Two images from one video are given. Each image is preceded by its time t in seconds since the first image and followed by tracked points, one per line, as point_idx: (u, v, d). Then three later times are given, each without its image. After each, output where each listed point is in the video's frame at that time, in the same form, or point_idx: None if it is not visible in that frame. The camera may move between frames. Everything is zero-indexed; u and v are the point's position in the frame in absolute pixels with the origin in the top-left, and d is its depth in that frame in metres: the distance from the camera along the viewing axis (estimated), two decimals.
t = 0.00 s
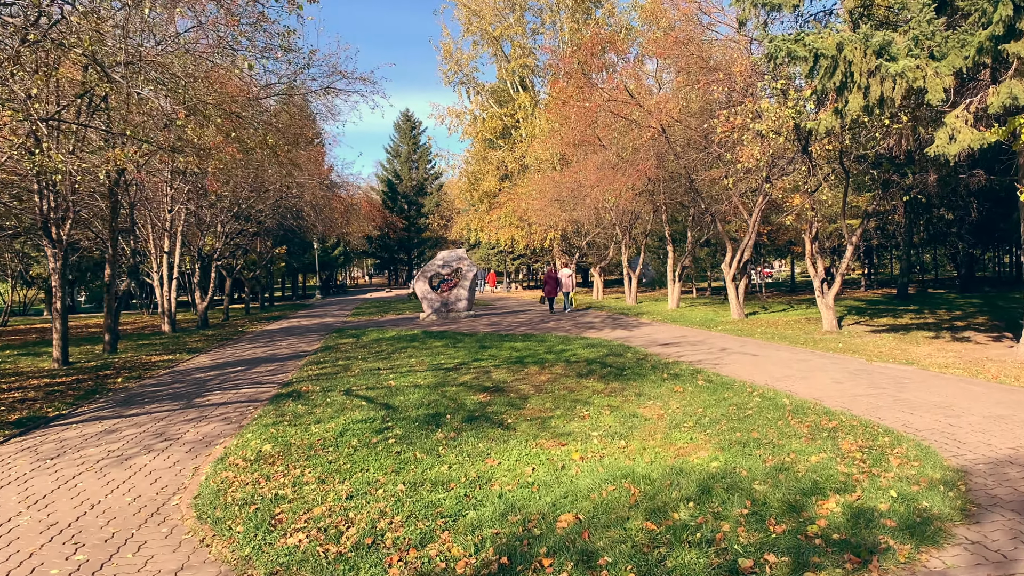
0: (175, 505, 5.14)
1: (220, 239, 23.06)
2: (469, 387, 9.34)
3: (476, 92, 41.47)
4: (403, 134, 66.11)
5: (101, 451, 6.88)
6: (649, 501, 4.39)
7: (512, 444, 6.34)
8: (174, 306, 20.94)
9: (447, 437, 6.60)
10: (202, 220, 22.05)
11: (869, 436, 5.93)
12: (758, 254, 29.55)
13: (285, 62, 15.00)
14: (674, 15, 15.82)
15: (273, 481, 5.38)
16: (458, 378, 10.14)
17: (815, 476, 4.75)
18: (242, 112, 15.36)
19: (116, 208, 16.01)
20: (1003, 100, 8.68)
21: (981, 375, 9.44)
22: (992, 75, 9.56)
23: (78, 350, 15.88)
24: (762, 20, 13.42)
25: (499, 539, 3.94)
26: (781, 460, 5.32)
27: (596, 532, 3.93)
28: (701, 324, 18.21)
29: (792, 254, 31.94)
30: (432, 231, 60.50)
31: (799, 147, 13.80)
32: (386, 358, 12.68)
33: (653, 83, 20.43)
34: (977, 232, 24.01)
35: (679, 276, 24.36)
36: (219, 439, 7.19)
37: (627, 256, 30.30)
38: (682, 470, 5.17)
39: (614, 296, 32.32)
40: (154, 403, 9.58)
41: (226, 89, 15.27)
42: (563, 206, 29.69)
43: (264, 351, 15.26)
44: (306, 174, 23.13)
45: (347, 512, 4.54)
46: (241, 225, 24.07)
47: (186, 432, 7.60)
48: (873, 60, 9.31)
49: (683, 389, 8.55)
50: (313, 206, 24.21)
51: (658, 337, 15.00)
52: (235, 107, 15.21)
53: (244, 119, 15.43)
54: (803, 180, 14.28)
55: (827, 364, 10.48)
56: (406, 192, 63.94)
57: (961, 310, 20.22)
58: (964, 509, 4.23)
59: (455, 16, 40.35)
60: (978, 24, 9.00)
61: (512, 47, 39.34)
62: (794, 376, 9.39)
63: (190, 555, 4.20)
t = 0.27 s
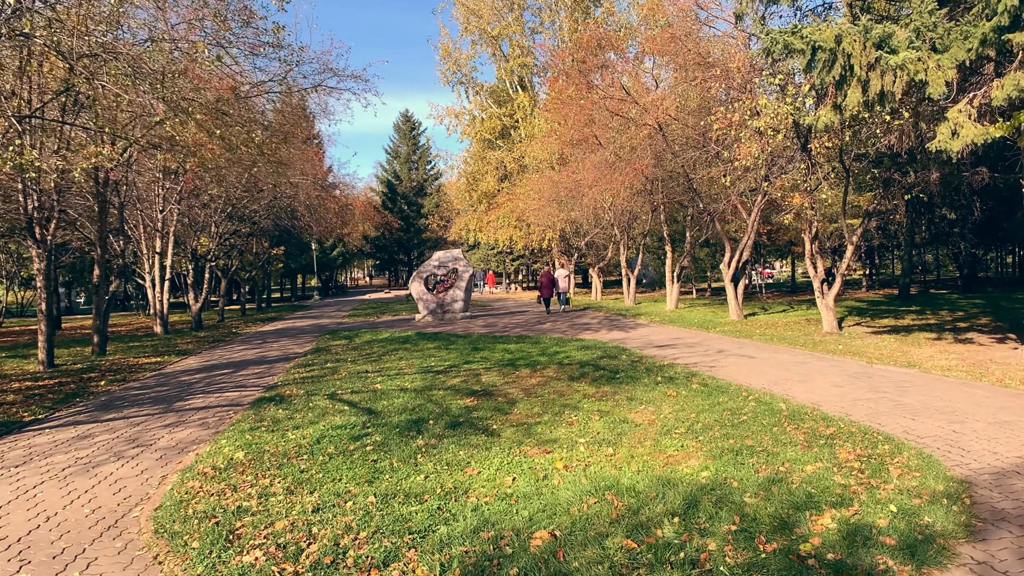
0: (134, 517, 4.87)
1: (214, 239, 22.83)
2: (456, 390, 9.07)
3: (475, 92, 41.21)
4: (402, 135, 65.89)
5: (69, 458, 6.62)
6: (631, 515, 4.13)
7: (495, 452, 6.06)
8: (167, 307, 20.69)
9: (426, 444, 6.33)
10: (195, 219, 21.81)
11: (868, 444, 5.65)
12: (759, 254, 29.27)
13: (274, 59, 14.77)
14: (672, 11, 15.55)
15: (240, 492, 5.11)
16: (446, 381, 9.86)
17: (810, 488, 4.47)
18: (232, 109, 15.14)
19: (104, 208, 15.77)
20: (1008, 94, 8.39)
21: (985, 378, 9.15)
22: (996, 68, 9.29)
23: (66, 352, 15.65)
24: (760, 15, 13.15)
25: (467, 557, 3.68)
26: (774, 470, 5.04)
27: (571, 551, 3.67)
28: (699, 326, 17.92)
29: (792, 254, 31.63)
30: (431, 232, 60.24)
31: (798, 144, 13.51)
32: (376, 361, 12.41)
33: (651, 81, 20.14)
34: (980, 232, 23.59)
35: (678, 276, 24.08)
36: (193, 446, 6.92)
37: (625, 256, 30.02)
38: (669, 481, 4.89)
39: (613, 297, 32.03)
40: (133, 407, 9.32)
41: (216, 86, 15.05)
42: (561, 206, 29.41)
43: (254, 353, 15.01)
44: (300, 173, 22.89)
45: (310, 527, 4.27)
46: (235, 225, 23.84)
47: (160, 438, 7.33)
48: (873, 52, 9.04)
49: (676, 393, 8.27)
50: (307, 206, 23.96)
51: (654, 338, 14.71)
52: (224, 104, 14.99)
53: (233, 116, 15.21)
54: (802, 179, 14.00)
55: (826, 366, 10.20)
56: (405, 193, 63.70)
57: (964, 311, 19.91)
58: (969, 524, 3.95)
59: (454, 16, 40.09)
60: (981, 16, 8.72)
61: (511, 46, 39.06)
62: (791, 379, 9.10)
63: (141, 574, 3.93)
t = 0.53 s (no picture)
0: (84, 535, 4.60)
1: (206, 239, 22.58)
2: (441, 396, 8.79)
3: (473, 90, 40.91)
4: (402, 134, 65.66)
5: (31, 468, 6.35)
6: (606, 538, 3.86)
7: (473, 463, 5.79)
8: (158, 308, 20.44)
9: (403, 455, 6.06)
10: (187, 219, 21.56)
11: (864, 455, 5.37)
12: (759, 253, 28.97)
13: (262, 55, 14.53)
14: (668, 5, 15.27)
15: (199, 508, 4.86)
16: (433, 385, 9.59)
17: (800, 506, 4.18)
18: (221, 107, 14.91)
19: (90, 207, 15.52)
20: (1012, 87, 8.09)
21: (988, 382, 8.85)
22: (999, 62, 8.99)
23: (53, 354, 15.41)
24: (756, 8, 12.88)
25: None
26: (765, 485, 4.76)
27: None
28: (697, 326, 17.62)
29: (793, 254, 31.30)
30: (431, 231, 59.97)
31: (796, 140, 13.23)
32: (364, 363, 12.15)
33: (649, 79, 19.86)
34: (983, 231, 23.26)
35: (676, 276, 23.77)
36: (163, 455, 6.66)
37: (624, 255, 29.71)
38: (652, 497, 4.61)
39: (612, 297, 31.74)
40: (109, 412, 9.05)
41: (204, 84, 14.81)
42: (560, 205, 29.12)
43: (243, 355, 14.76)
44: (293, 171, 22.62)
45: (266, 550, 4.02)
46: (228, 224, 23.58)
47: (130, 446, 7.07)
48: (871, 45, 8.76)
49: (668, 398, 7.99)
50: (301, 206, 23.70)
51: (650, 340, 14.43)
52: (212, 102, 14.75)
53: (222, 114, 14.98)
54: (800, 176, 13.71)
55: (825, 369, 9.90)
56: (405, 192, 63.44)
57: (967, 311, 19.61)
58: (969, 546, 3.66)
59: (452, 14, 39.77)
60: (984, 7, 8.41)
61: (509, 44, 38.74)
62: (787, 384, 8.81)
63: None
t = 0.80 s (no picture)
0: (27, 549, 4.33)
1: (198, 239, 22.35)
2: (423, 400, 8.52)
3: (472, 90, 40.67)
4: (401, 134, 65.47)
5: None
6: (575, 558, 3.59)
7: (447, 471, 5.52)
8: (148, 310, 20.21)
9: (374, 463, 5.79)
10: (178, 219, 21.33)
11: (857, 464, 5.09)
12: (758, 254, 28.67)
13: (250, 52, 14.30)
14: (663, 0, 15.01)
15: (151, 520, 4.59)
16: (416, 389, 9.31)
17: (785, 522, 3.90)
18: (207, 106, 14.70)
19: (76, 207, 15.28)
20: (1014, 80, 7.81)
21: (989, 386, 8.55)
22: (1000, 54, 8.71)
23: (38, 356, 15.17)
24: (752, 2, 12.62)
25: None
26: (749, 497, 4.48)
27: None
28: (694, 328, 17.32)
29: (793, 255, 30.98)
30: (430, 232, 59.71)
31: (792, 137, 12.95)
32: (350, 366, 11.88)
33: (646, 76, 19.64)
34: (985, 231, 22.96)
35: (674, 276, 23.47)
36: (128, 462, 6.39)
37: (622, 256, 29.42)
38: (629, 510, 4.34)
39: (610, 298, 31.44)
40: (82, 417, 8.79)
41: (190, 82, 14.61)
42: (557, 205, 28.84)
43: (230, 357, 14.51)
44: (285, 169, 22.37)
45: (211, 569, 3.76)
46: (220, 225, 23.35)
47: (96, 452, 6.80)
48: (868, 37, 8.51)
49: (656, 403, 7.71)
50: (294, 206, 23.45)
51: (644, 342, 14.14)
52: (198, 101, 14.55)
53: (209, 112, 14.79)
54: (797, 174, 13.44)
55: (820, 372, 9.61)
56: (405, 193, 63.19)
57: (968, 312, 19.29)
58: (966, 566, 3.38)
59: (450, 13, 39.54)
60: None
61: (508, 44, 38.49)
62: (781, 387, 8.52)
63: None
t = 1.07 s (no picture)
0: None
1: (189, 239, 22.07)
2: (402, 406, 8.21)
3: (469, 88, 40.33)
4: (400, 133, 65.16)
5: None
6: None
7: (414, 485, 5.23)
8: (136, 310, 19.94)
9: (339, 476, 5.48)
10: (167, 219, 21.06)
11: (847, 479, 4.78)
12: (757, 253, 28.32)
13: (233, 47, 14.00)
14: None
15: (92, 540, 4.31)
16: (396, 394, 9.01)
17: (764, 548, 3.61)
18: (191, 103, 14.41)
19: (58, 206, 15.00)
20: (1016, 72, 7.49)
21: (989, 391, 8.22)
22: (1001, 47, 8.39)
23: (20, 358, 14.91)
24: None
25: None
26: (730, 517, 4.18)
27: None
28: (689, 329, 17.00)
29: (793, 254, 30.63)
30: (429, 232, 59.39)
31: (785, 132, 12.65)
32: (333, 369, 11.58)
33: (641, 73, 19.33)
34: (986, 229, 22.63)
35: (670, 276, 23.14)
36: (85, 473, 6.10)
37: (619, 255, 29.08)
38: (599, 531, 4.05)
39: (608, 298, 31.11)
40: (50, 423, 8.50)
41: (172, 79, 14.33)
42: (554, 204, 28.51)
43: (214, 359, 14.22)
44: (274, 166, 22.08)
45: None
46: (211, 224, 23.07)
47: (55, 462, 6.51)
48: (863, 28, 8.20)
49: (642, 409, 7.40)
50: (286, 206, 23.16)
51: (637, 343, 13.82)
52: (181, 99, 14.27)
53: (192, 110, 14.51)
54: (792, 173, 13.12)
55: (815, 376, 9.30)
56: (403, 193, 62.86)
57: (969, 312, 18.95)
58: None
59: (447, 11, 39.19)
60: None
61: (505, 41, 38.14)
62: (774, 393, 8.21)
63: None
